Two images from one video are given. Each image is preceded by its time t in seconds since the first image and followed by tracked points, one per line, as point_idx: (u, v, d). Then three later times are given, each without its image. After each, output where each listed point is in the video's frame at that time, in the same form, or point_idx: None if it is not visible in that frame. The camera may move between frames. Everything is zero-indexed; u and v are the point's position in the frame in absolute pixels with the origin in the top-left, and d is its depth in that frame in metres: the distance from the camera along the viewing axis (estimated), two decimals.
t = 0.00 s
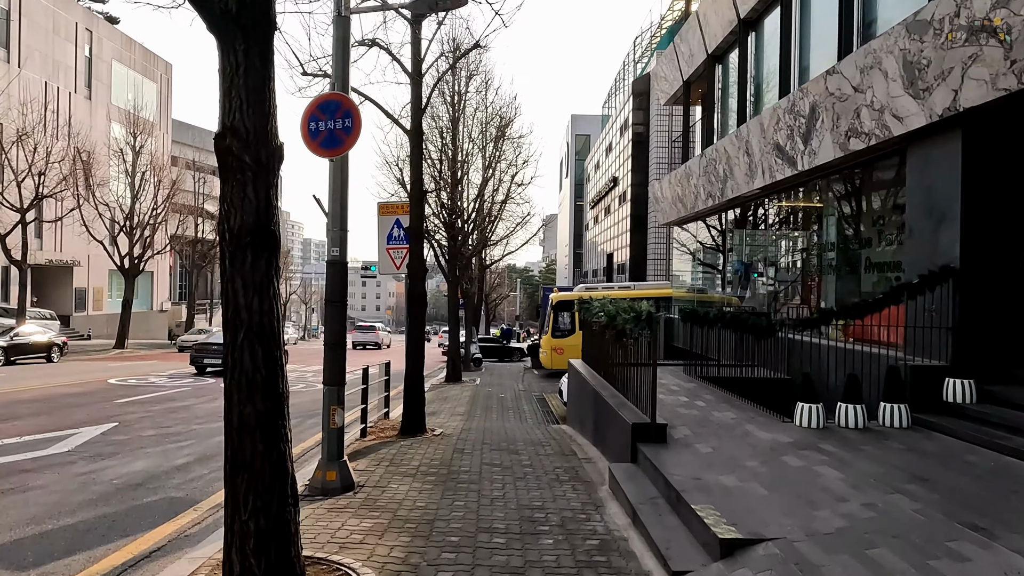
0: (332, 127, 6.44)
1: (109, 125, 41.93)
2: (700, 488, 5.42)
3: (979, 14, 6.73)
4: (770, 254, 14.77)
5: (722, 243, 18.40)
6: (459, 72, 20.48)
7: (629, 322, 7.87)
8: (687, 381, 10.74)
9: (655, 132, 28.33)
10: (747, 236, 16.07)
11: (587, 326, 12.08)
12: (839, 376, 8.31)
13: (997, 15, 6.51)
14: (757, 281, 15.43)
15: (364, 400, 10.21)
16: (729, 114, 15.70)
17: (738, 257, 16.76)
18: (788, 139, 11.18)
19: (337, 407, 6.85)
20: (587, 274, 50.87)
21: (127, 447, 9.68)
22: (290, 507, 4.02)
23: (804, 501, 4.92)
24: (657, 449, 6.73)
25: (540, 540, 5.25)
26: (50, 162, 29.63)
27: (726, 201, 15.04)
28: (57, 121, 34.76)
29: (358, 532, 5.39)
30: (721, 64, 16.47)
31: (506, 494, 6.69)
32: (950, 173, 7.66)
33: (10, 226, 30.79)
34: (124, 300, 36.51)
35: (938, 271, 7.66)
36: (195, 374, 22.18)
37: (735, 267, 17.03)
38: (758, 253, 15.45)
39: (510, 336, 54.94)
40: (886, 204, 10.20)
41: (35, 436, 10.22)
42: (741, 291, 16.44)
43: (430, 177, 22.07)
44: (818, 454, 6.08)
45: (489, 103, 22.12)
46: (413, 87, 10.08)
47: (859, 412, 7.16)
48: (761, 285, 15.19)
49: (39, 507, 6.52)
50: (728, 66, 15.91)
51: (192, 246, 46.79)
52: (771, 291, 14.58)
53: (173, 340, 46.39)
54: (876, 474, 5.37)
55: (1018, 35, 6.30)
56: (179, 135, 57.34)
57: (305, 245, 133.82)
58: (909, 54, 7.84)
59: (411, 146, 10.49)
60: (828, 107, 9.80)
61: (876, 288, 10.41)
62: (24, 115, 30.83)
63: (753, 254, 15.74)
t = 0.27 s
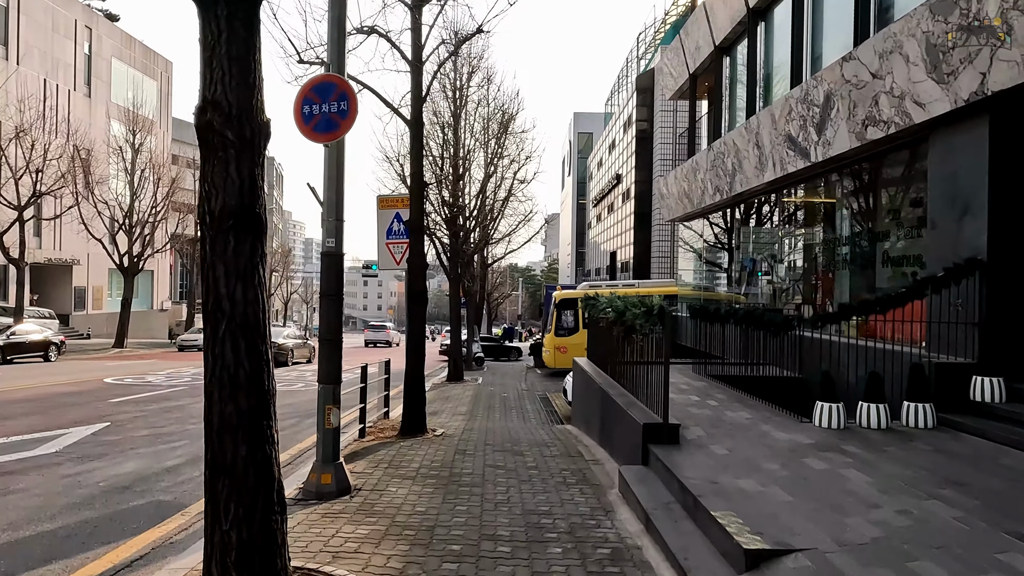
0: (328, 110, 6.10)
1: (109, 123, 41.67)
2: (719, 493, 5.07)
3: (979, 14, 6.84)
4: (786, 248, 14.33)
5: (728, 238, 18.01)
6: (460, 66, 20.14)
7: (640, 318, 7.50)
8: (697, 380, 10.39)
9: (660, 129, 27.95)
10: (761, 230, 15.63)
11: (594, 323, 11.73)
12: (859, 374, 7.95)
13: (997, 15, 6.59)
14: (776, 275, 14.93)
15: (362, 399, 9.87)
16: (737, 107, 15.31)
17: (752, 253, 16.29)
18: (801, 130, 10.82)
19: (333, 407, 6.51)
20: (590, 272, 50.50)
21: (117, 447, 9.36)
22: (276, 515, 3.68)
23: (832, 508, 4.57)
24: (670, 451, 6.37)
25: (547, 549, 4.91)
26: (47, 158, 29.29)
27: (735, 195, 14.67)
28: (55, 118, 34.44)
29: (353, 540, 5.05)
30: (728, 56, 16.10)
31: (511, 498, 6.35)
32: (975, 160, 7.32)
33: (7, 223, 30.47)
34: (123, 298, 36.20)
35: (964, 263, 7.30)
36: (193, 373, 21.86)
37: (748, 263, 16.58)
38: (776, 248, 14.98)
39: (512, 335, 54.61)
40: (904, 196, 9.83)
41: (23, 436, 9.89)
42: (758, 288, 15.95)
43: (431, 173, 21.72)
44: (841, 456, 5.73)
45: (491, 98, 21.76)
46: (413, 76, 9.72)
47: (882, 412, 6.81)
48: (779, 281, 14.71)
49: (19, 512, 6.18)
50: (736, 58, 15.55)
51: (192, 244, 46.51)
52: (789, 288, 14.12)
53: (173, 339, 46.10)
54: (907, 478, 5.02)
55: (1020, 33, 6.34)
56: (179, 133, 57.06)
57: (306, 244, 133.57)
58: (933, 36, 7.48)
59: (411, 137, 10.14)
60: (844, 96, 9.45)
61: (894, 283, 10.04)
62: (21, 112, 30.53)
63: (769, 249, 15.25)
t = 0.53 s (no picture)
0: (318, 99, 5.74)
1: (107, 122, 41.39)
2: (737, 509, 4.70)
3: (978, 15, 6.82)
4: (793, 247, 13.94)
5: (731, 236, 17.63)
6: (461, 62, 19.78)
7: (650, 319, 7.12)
8: (705, 384, 10.02)
9: (663, 127, 27.58)
10: (767, 229, 15.25)
11: (597, 325, 11.36)
12: (877, 379, 7.60)
13: (997, 16, 6.58)
14: (783, 274, 14.52)
15: (357, 404, 9.51)
16: (745, 102, 14.93)
17: (759, 251, 15.87)
18: (813, 124, 10.44)
19: (325, 415, 6.16)
20: (592, 272, 50.15)
21: (101, 453, 9.02)
22: (252, 541, 3.32)
23: (861, 528, 4.21)
24: (681, 462, 6.00)
25: (552, 571, 4.54)
26: (44, 156, 28.96)
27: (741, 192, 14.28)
28: (52, 116, 34.11)
29: (342, 561, 4.68)
30: (735, 50, 15.72)
31: (512, 511, 5.98)
32: (1001, 154, 6.96)
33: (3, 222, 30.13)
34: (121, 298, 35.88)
35: (990, 263, 6.93)
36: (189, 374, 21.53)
37: (754, 262, 16.17)
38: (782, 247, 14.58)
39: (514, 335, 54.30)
40: (921, 192, 9.45)
41: (8, 441, 9.55)
42: (765, 288, 15.54)
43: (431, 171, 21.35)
44: (865, 469, 5.37)
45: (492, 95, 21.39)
46: (410, 68, 9.37)
47: (906, 420, 6.44)
48: (786, 280, 14.30)
49: None
50: (743, 52, 15.18)
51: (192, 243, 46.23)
52: (797, 288, 13.71)
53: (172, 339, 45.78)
54: (940, 494, 4.66)
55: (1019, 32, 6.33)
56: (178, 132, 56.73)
57: (307, 244, 133.34)
58: (956, 23, 7.11)
59: (408, 131, 9.78)
60: (859, 88, 9.09)
61: (910, 283, 9.66)
62: (18, 110, 30.20)
63: (776, 247, 14.85)
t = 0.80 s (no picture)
0: (305, 80, 5.41)
1: (105, 119, 41.07)
2: (753, 516, 4.37)
3: (977, 15, 6.79)
4: (797, 244, 13.60)
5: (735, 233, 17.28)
6: (461, 55, 19.45)
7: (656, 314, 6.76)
8: (712, 384, 9.69)
9: (666, 123, 27.24)
10: (771, 225, 14.90)
11: (599, 322, 11.03)
12: (893, 378, 7.28)
13: (997, 16, 6.54)
14: (788, 271, 14.16)
15: (352, 403, 9.18)
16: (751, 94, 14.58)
17: (765, 247, 15.49)
18: (823, 115, 10.10)
19: (315, 414, 5.83)
20: (593, 271, 49.81)
21: (88, 454, 8.73)
22: (221, 556, 2.99)
23: (889, 538, 3.88)
24: (690, 466, 5.67)
25: None
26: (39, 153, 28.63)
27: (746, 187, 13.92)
28: (48, 112, 33.77)
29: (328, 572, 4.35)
30: (741, 42, 15.37)
31: (512, 517, 5.66)
32: None
33: None
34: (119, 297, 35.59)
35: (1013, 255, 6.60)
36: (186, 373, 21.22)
37: (759, 259, 15.80)
38: (788, 244, 14.22)
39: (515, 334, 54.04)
40: (936, 185, 9.11)
41: None
42: (770, 285, 15.20)
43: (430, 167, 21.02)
44: (888, 473, 5.04)
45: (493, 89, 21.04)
46: (407, 55, 9.03)
47: (927, 420, 6.12)
48: (792, 277, 13.94)
49: None
50: (749, 43, 14.83)
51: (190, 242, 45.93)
52: (803, 285, 13.35)
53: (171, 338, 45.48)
54: (972, 501, 4.33)
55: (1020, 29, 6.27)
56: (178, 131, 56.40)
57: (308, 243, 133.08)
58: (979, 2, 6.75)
59: (405, 121, 9.45)
60: (872, 75, 8.76)
61: (923, 279, 9.33)
62: (13, 106, 29.88)
63: (780, 244, 14.50)
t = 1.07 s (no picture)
0: (289, 66, 5.10)
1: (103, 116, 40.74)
2: (768, 533, 4.06)
3: (977, 15, 6.75)
4: (802, 242, 13.25)
5: (739, 230, 16.93)
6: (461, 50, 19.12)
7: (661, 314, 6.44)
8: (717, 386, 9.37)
9: (668, 119, 26.88)
10: (774, 222, 14.58)
11: (600, 322, 10.71)
12: (908, 382, 6.98)
13: (996, 16, 6.49)
14: (792, 270, 13.84)
15: (345, 407, 8.86)
16: (758, 88, 14.22)
17: (769, 245, 15.12)
18: (833, 108, 9.78)
19: (302, 420, 5.53)
20: (594, 269, 49.43)
21: (72, 459, 8.44)
22: None
23: (917, 559, 3.57)
24: (698, 475, 5.36)
25: None
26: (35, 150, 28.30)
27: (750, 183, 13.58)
28: (45, 109, 33.45)
29: None
30: (746, 35, 15.05)
31: (509, 530, 5.35)
32: None
33: None
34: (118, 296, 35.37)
35: None
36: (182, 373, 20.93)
37: (764, 257, 15.44)
38: (793, 242, 13.85)
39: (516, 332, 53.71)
40: (950, 180, 8.77)
41: None
42: (773, 284, 14.88)
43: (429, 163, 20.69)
44: (911, 485, 4.72)
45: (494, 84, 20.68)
46: (403, 45, 8.72)
47: (949, 427, 5.83)
48: (797, 276, 13.58)
49: None
50: (755, 36, 14.50)
51: (189, 240, 45.64)
52: (809, 284, 12.99)
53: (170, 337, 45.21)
54: (1007, 519, 4.01)
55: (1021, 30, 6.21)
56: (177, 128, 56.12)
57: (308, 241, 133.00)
58: None
59: (400, 115, 9.13)
60: (884, 66, 8.44)
61: (936, 279, 9.01)
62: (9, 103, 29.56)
63: (785, 242, 14.15)
